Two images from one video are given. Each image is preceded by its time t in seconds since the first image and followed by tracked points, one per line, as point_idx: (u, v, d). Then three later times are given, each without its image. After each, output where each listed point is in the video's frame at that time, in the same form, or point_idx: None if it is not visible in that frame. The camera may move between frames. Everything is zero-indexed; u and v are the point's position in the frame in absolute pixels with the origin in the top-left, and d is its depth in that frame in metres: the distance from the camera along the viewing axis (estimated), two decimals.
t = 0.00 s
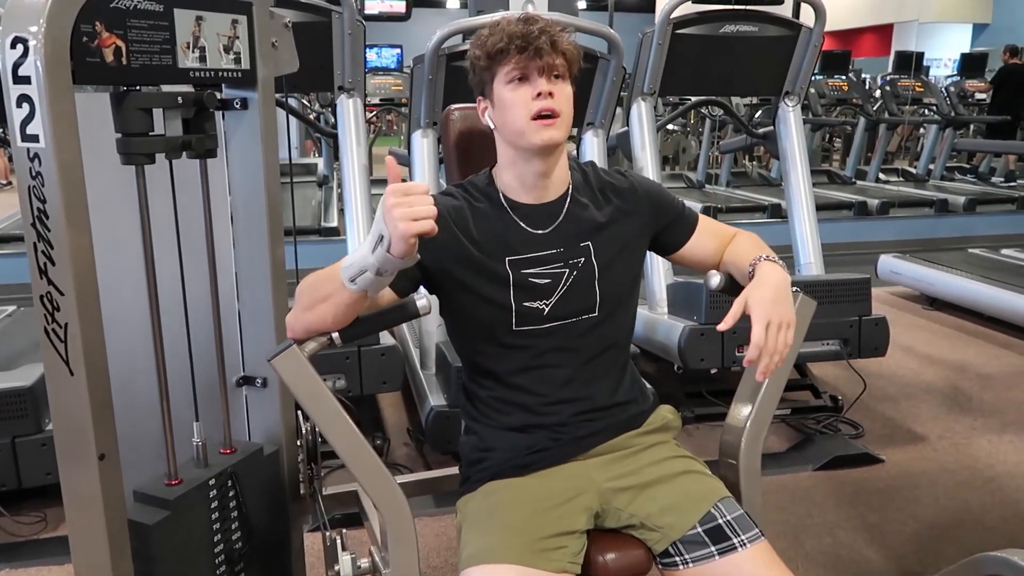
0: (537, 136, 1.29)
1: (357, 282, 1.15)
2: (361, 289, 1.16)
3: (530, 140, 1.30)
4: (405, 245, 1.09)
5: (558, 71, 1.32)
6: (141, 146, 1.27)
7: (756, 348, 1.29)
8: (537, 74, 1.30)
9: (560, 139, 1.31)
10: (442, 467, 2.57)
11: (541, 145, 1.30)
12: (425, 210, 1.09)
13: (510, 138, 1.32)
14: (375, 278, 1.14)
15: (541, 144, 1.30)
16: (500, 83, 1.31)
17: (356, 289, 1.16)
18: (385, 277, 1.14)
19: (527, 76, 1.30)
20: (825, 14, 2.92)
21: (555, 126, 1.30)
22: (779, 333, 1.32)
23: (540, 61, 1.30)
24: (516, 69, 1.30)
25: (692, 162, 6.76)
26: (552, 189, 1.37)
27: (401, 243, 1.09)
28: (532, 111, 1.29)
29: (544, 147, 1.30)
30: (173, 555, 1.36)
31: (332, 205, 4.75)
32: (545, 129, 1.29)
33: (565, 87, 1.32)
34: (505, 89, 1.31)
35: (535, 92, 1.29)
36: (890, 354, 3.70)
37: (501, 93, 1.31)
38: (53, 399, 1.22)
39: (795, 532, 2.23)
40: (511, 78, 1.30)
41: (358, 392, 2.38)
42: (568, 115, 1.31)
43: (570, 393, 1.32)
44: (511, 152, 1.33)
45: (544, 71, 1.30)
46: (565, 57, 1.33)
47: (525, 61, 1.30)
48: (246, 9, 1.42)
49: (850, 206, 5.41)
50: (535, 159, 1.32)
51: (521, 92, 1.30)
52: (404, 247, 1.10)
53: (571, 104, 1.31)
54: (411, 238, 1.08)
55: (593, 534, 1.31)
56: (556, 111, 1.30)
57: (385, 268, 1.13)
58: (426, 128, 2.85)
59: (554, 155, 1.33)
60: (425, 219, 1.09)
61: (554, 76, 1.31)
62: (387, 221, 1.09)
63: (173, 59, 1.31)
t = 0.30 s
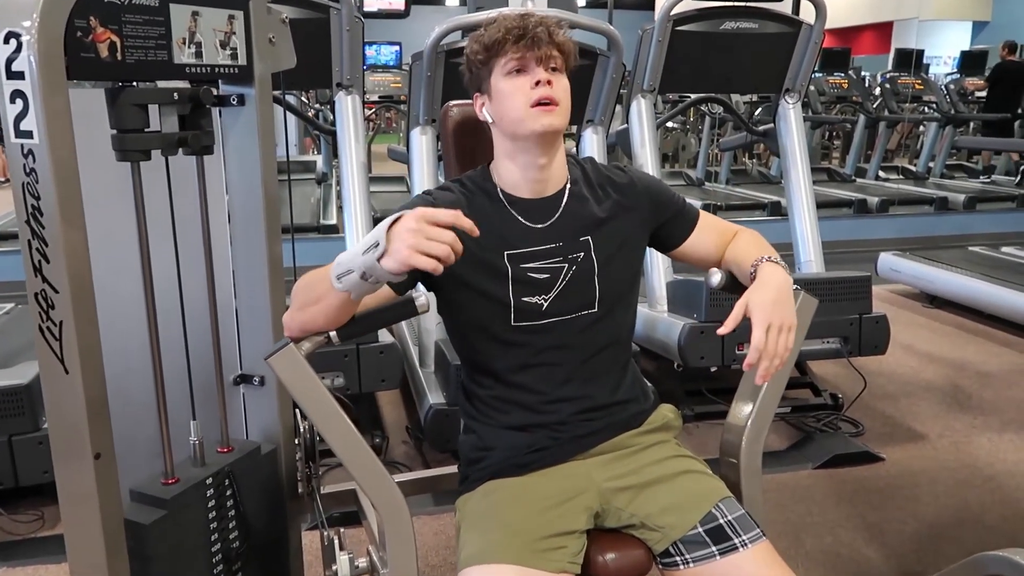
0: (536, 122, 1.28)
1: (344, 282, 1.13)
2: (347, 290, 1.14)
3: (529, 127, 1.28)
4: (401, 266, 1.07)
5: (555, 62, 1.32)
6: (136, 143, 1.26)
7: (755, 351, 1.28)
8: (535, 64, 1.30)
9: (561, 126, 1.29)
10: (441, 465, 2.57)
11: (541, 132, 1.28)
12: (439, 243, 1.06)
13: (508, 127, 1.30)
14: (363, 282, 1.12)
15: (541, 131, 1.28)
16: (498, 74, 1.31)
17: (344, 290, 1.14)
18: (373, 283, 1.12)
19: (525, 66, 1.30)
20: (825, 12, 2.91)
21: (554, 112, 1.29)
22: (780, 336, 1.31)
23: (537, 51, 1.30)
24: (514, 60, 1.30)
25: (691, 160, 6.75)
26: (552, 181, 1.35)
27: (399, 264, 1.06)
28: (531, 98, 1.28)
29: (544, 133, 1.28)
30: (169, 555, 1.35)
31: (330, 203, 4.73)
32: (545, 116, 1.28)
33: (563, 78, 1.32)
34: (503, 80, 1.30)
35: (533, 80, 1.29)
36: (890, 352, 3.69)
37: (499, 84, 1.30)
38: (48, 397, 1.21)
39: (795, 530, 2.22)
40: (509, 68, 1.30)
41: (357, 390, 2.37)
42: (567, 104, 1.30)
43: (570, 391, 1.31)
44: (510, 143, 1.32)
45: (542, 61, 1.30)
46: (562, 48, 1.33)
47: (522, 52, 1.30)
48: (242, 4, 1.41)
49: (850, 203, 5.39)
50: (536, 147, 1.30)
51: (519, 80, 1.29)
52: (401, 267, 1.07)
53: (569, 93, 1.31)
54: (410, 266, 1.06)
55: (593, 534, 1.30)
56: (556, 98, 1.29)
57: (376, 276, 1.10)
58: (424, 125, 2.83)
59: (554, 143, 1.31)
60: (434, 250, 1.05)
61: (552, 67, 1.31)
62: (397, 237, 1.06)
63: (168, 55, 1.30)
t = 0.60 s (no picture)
0: (542, 113, 1.26)
1: (341, 267, 1.11)
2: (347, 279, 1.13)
3: (535, 118, 1.27)
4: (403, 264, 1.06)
5: (562, 52, 1.31)
6: (132, 133, 1.25)
7: (754, 349, 1.26)
8: (542, 54, 1.29)
9: (566, 117, 1.28)
10: (441, 458, 2.56)
11: (547, 123, 1.27)
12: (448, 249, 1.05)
13: (514, 117, 1.29)
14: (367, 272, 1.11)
15: (547, 122, 1.27)
16: (504, 63, 1.30)
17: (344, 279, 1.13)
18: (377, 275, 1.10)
19: (532, 55, 1.29)
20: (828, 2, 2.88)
21: (561, 104, 1.28)
22: (781, 333, 1.29)
23: (544, 40, 1.29)
24: (521, 49, 1.29)
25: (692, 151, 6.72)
26: (556, 172, 1.34)
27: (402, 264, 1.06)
28: (537, 87, 1.27)
29: (550, 125, 1.27)
30: (166, 550, 1.34)
31: (330, 194, 4.71)
32: (551, 107, 1.27)
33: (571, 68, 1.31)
34: (509, 68, 1.29)
35: (540, 70, 1.28)
36: (891, 345, 3.68)
37: (505, 73, 1.29)
38: (42, 391, 1.20)
39: (796, 524, 2.22)
40: (516, 57, 1.29)
41: (356, 382, 2.36)
42: (573, 96, 1.29)
43: (573, 385, 1.30)
44: (514, 134, 1.30)
45: (549, 51, 1.29)
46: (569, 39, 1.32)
47: (529, 40, 1.29)
48: None
49: (851, 195, 5.37)
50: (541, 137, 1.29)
51: (526, 70, 1.28)
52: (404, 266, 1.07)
53: (577, 84, 1.29)
54: (411, 265, 1.04)
55: (595, 530, 1.29)
56: (563, 90, 1.28)
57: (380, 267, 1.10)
58: (424, 117, 2.82)
59: (560, 134, 1.29)
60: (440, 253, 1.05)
61: (558, 57, 1.30)
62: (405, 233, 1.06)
63: (164, 44, 1.28)
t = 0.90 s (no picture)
0: (532, 115, 1.25)
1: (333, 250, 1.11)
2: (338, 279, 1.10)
3: (526, 121, 1.26)
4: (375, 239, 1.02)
5: (555, 49, 1.28)
6: (133, 130, 1.24)
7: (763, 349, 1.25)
8: (532, 53, 1.27)
9: (558, 117, 1.26)
10: (444, 455, 2.55)
11: (537, 125, 1.26)
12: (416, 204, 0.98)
13: (509, 120, 1.29)
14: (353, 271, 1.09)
15: (538, 125, 1.26)
16: (497, 65, 1.29)
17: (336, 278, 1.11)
18: (358, 268, 1.08)
19: (522, 55, 1.27)
20: None
21: (552, 105, 1.26)
22: (789, 332, 1.28)
23: (533, 41, 1.27)
24: (511, 50, 1.28)
25: (695, 147, 6.69)
26: (558, 169, 1.32)
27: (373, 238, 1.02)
28: (526, 90, 1.26)
29: (542, 127, 1.26)
30: (169, 549, 1.33)
31: (332, 191, 4.70)
32: (541, 108, 1.25)
33: (564, 64, 1.28)
34: (501, 72, 1.28)
35: (530, 71, 1.26)
36: (896, 342, 3.66)
37: (497, 77, 1.29)
38: (44, 390, 1.19)
39: (801, 522, 2.21)
40: (507, 60, 1.28)
41: (360, 380, 2.35)
42: (566, 94, 1.27)
43: (578, 384, 1.28)
44: (511, 135, 1.30)
45: (540, 50, 1.27)
46: (563, 34, 1.29)
47: (518, 41, 1.27)
48: None
49: (855, 191, 5.35)
50: (536, 139, 1.28)
51: (516, 72, 1.27)
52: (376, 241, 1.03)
53: (569, 81, 1.27)
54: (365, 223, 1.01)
55: (601, 530, 1.28)
56: (553, 90, 1.26)
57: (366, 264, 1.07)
58: (427, 113, 2.80)
59: (555, 134, 1.28)
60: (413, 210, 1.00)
61: (550, 54, 1.27)
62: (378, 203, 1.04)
63: (164, 40, 1.27)
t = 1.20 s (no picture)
0: (522, 128, 1.26)
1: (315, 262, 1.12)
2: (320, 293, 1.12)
3: (517, 135, 1.26)
4: (333, 244, 1.04)
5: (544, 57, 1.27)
6: (136, 138, 1.23)
7: (766, 360, 1.25)
8: (520, 63, 1.26)
9: (548, 128, 1.26)
10: (446, 462, 2.54)
11: (528, 138, 1.26)
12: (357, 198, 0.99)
13: (503, 132, 1.29)
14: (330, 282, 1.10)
15: (528, 138, 1.26)
16: (489, 78, 1.29)
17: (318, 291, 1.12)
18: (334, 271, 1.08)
19: (511, 67, 1.27)
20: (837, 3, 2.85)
21: (541, 116, 1.26)
22: (794, 344, 1.27)
23: (520, 51, 1.26)
24: (501, 62, 1.27)
25: (697, 152, 6.69)
26: (558, 175, 1.31)
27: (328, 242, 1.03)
28: (515, 103, 1.26)
29: (533, 139, 1.26)
30: (170, 559, 1.33)
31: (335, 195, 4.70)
32: (530, 121, 1.26)
33: (554, 72, 1.27)
34: (492, 85, 1.29)
35: (518, 83, 1.26)
36: (899, 347, 3.65)
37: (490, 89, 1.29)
38: (45, 399, 1.19)
39: (804, 530, 2.20)
40: (497, 71, 1.28)
41: (362, 386, 2.34)
42: (555, 103, 1.26)
43: (581, 394, 1.28)
44: (507, 147, 1.31)
45: (527, 60, 1.26)
46: (551, 41, 1.27)
47: (505, 53, 1.27)
48: None
49: (858, 196, 5.34)
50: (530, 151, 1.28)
51: (505, 84, 1.27)
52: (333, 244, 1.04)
53: (558, 90, 1.26)
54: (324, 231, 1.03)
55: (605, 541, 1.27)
56: (542, 101, 1.25)
57: (338, 274, 1.08)
58: (429, 118, 2.79)
59: (549, 143, 1.27)
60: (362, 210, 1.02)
61: (539, 63, 1.26)
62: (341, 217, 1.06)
63: (168, 47, 1.27)
